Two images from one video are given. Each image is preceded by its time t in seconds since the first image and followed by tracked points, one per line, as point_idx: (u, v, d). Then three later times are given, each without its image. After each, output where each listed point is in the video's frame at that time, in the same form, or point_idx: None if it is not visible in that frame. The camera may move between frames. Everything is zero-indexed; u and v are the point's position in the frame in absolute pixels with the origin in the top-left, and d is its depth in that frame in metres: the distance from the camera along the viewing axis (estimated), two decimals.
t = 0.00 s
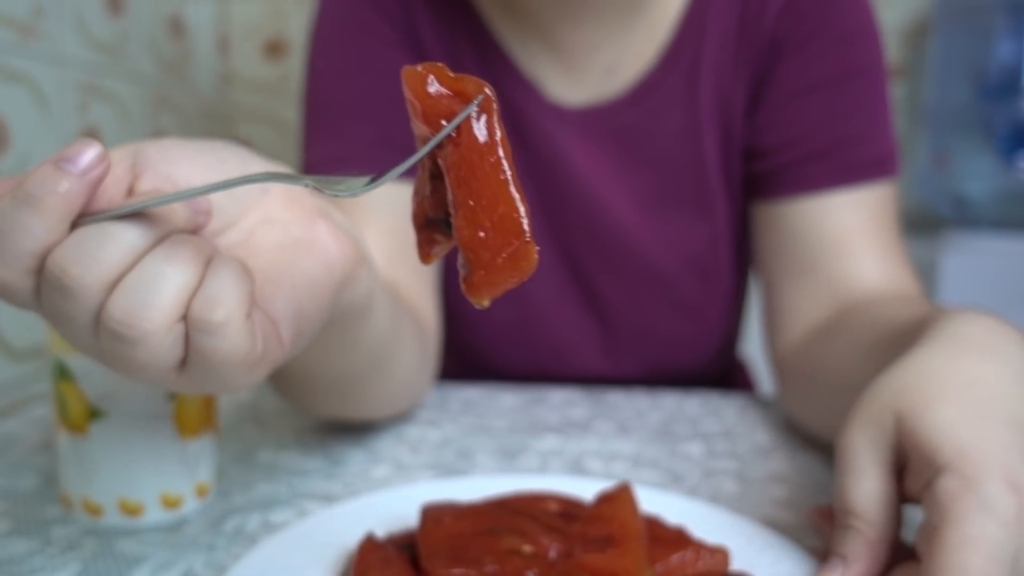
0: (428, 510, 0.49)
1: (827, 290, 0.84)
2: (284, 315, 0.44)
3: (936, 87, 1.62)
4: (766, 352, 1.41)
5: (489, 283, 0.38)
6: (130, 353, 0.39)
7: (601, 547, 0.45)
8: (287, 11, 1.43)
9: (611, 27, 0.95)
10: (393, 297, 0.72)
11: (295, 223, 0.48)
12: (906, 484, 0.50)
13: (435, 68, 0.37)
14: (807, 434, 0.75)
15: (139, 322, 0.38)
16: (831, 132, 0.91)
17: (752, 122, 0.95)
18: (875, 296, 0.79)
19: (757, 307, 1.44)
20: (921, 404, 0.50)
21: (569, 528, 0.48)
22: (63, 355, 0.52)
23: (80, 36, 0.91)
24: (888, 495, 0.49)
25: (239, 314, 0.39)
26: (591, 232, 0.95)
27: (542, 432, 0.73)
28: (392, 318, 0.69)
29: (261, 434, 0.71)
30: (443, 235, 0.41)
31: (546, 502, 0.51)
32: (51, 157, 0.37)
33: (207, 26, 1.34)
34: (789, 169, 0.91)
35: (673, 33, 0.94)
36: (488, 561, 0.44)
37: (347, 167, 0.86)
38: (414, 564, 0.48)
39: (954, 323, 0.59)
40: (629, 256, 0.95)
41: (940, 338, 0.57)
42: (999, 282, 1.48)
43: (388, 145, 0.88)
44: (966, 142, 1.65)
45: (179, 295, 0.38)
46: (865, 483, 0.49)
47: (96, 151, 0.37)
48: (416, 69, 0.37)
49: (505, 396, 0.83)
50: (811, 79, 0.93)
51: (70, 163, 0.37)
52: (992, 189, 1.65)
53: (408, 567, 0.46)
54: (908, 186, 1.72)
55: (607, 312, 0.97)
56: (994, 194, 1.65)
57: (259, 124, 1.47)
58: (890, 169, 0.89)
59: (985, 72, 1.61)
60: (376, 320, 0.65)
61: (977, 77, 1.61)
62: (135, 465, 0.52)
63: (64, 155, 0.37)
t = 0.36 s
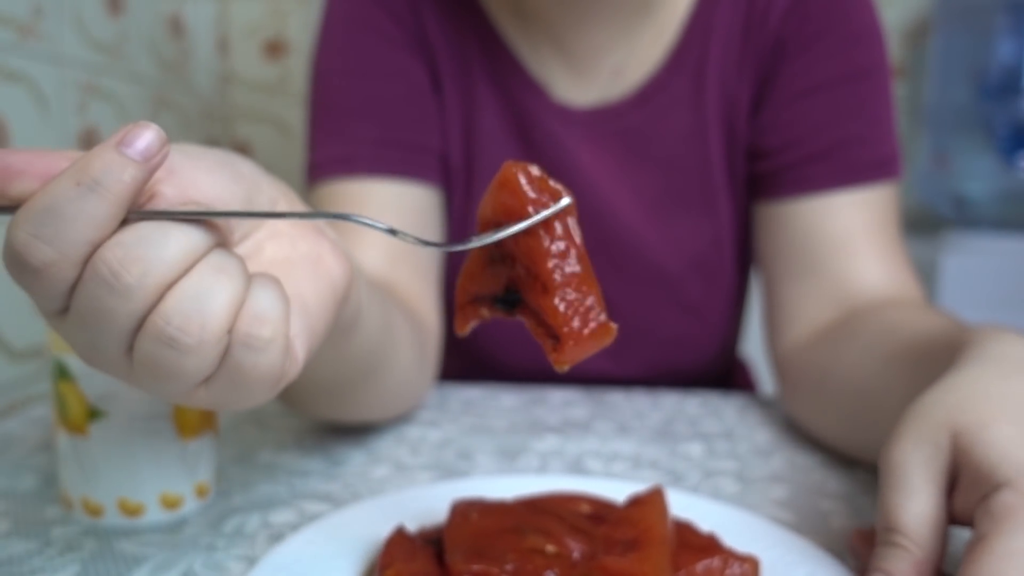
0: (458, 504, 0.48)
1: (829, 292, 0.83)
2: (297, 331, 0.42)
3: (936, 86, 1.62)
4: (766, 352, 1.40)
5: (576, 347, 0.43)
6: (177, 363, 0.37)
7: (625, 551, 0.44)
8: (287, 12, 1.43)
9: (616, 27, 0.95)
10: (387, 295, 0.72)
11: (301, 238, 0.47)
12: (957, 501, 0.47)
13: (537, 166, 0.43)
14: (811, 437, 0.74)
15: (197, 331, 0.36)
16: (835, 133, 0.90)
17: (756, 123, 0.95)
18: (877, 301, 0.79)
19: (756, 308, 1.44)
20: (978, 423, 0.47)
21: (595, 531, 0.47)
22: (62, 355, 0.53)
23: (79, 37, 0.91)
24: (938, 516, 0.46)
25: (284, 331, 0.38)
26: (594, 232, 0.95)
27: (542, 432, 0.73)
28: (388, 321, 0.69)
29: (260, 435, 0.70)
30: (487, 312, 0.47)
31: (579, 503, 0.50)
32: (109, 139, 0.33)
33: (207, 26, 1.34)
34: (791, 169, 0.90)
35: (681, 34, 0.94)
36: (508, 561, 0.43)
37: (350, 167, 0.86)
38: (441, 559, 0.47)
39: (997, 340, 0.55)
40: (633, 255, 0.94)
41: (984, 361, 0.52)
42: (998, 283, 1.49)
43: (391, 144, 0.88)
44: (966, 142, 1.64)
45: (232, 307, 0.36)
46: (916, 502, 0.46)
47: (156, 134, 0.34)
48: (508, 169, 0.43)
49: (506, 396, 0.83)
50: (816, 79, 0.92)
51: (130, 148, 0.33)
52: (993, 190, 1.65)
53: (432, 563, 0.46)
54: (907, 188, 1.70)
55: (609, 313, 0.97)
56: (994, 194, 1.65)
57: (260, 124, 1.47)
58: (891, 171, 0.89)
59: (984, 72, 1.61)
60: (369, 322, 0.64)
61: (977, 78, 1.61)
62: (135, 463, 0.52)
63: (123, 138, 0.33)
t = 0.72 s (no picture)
0: (460, 505, 0.48)
1: (831, 293, 0.83)
2: (296, 343, 0.43)
3: (936, 86, 1.62)
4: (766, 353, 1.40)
5: (607, 381, 0.41)
6: (175, 379, 0.37)
7: (628, 551, 0.44)
8: (287, 11, 1.43)
9: (620, 27, 0.95)
10: (388, 298, 0.72)
11: (306, 252, 0.47)
12: (969, 510, 0.46)
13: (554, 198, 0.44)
14: (812, 438, 0.74)
15: (197, 352, 0.36)
16: (837, 133, 0.90)
17: (758, 123, 0.95)
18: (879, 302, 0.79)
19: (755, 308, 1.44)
20: (992, 433, 0.47)
21: (597, 531, 0.47)
22: (61, 355, 0.53)
23: (79, 37, 0.91)
24: (950, 525, 0.45)
25: (283, 346, 0.39)
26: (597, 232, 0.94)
27: (542, 433, 0.73)
28: (389, 323, 0.69)
29: (261, 435, 0.70)
30: (516, 367, 0.45)
31: (584, 504, 0.50)
32: (142, 144, 0.33)
33: (207, 26, 1.34)
34: (794, 169, 0.90)
35: (684, 34, 0.94)
36: (511, 562, 0.43)
37: (353, 167, 0.86)
38: (444, 560, 0.47)
39: (1001, 343, 0.56)
40: (635, 255, 0.94)
41: (997, 369, 0.52)
42: (998, 284, 1.48)
43: (394, 144, 0.88)
44: (966, 141, 1.64)
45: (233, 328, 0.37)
46: (929, 511, 0.46)
47: (191, 142, 0.33)
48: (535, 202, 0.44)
49: (505, 396, 0.83)
50: (819, 80, 0.92)
51: (163, 155, 0.33)
52: (993, 189, 1.64)
53: (434, 564, 0.46)
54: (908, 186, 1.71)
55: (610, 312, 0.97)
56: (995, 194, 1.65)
57: (260, 124, 1.47)
58: (893, 172, 0.89)
59: (984, 72, 1.60)
60: (368, 324, 0.64)
61: (977, 79, 1.60)
62: (135, 463, 0.52)
63: (159, 147, 0.33)
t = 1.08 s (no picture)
0: (460, 505, 0.48)
1: (830, 293, 0.83)
2: (306, 352, 0.43)
3: (936, 86, 1.62)
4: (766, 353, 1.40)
5: (584, 298, 0.40)
6: (182, 419, 0.37)
7: (628, 551, 0.44)
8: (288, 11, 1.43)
9: (618, 26, 0.94)
10: (389, 300, 0.72)
11: (294, 256, 0.47)
12: (969, 511, 0.46)
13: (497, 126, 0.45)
14: (812, 437, 0.74)
15: (192, 390, 0.36)
16: (836, 133, 0.90)
17: (757, 123, 0.95)
18: (878, 304, 0.79)
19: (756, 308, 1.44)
20: (993, 432, 0.47)
21: (597, 531, 0.47)
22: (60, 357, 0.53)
23: (80, 36, 0.91)
24: (951, 525, 0.46)
25: (283, 361, 0.38)
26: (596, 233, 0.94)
27: (542, 433, 0.73)
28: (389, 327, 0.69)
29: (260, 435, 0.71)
30: (502, 305, 0.45)
31: (584, 504, 0.50)
32: (79, 210, 0.34)
33: (207, 26, 1.34)
34: (793, 170, 0.90)
35: (684, 34, 0.94)
36: (511, 562, 0.43)
37: (356, 166, 0.86)
38: (443, 560, 0.47)
39: (1001, 342, 0.56)
40: (634, 256, 0.94)
41: (995, 368, 0.52)
42: (998, 284, 1.49)
43: (392, 144, 0.88)
44: (966, 141, 1.64)
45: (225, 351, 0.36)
46: (929, 510, 0.46)
47: (123, 198, 0.34)
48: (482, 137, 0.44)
49: (505, 396, 0.83)
50: (818, 80, 0.92)
51: (101, 218, 0.33)
52: (992, 190, 1.64)
53: (434, 563, 0.46)
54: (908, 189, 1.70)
55: (609, 312, 0.97)
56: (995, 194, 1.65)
57: (260, 124, 1.47)
58: (893, 172, 0.89)
59: (985, 72, 1.61)
60: (372, 327, 0.65)
61: (977, 79, 1.61)
62: (134, 464, 0.52)
63: (93, 208, 0.33)
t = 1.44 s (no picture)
0: (460, 505, 0.48)
1: (829, 293, 0.83)
2: (297, 342, 0.43)
3: (935, 87, 1.63)
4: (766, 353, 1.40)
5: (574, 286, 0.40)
6: (171, 394, 0.37)
7: (628, 552, 0.43)
8: (287, 12, 1.43)
9: (615, 25, 0.94)
10: (388, 300, 0.71)
11: (288, 252, 0.47)
12: (970, 512, 0.46)
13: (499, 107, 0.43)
14: (812, 438, 0.74)
15: (183, 362, 0.36)
16: (834, 134, 0.90)
17: (755, 123, 0.95)
18: (879, 304, 0.79)
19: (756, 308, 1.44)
20: (992, 435, 0.47)
21: (597, 531, 0.47)
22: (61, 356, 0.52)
23: (79, 36, 0.91)
24: (952, 527, 0.46)
25: (275, 339, 0.38)
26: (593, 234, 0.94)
27: (542, 433, 0.73)
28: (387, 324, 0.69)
29: (260, 435, 0.71)
30: (490, 287, 0.44)
31: (584, 504, 0.50)
32: (78, 181, 0.34)
33: (207, 26, 1.34)
34: (790, 170, 0.90)
35: (681, 34, 0.94)
36: (511, 562, 0.43)
37: (351, 165, 0.86)
38: (444, 560, 0.47)
39: (1002, 343, 0.56)
40: (631, 255, 0.94)
41: (996, 369, 0.52)
42: (998, 284, 1.49)
43: (390, 144, 0.88)
44: (966, 142, 1.64)
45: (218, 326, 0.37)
46: (930, 511, 0.46)
47: (125, 171, 0.34)
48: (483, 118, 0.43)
49: (505, 396, 0.83)
50: (815, 80, 0.91)
51: (100, 188, 0.33)
52: (991, 190, 1.65)
53: (434, 563, 0.45)
54: (908, 188, 1.70)
55: (607, 312, 0.97)
56: (994, 194, 1.65)
57: (259, 124, 1.47)
58: (891, 172, 0.89)
59: (985, 72, 1.62)
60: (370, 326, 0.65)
61: (976, 79, 1.61)
62: (134, 463, 0.52)
63: (92, 179, 0.33)
